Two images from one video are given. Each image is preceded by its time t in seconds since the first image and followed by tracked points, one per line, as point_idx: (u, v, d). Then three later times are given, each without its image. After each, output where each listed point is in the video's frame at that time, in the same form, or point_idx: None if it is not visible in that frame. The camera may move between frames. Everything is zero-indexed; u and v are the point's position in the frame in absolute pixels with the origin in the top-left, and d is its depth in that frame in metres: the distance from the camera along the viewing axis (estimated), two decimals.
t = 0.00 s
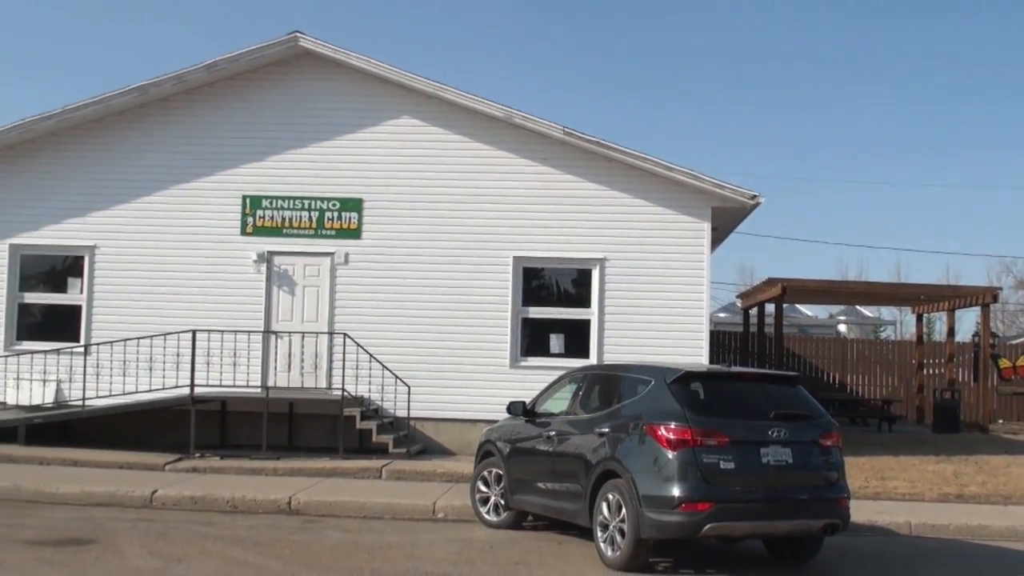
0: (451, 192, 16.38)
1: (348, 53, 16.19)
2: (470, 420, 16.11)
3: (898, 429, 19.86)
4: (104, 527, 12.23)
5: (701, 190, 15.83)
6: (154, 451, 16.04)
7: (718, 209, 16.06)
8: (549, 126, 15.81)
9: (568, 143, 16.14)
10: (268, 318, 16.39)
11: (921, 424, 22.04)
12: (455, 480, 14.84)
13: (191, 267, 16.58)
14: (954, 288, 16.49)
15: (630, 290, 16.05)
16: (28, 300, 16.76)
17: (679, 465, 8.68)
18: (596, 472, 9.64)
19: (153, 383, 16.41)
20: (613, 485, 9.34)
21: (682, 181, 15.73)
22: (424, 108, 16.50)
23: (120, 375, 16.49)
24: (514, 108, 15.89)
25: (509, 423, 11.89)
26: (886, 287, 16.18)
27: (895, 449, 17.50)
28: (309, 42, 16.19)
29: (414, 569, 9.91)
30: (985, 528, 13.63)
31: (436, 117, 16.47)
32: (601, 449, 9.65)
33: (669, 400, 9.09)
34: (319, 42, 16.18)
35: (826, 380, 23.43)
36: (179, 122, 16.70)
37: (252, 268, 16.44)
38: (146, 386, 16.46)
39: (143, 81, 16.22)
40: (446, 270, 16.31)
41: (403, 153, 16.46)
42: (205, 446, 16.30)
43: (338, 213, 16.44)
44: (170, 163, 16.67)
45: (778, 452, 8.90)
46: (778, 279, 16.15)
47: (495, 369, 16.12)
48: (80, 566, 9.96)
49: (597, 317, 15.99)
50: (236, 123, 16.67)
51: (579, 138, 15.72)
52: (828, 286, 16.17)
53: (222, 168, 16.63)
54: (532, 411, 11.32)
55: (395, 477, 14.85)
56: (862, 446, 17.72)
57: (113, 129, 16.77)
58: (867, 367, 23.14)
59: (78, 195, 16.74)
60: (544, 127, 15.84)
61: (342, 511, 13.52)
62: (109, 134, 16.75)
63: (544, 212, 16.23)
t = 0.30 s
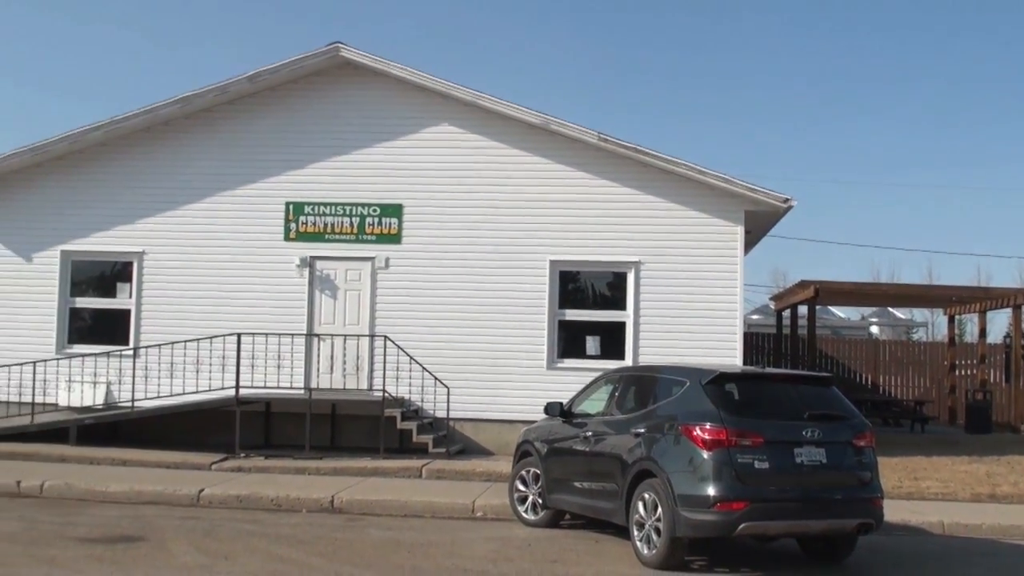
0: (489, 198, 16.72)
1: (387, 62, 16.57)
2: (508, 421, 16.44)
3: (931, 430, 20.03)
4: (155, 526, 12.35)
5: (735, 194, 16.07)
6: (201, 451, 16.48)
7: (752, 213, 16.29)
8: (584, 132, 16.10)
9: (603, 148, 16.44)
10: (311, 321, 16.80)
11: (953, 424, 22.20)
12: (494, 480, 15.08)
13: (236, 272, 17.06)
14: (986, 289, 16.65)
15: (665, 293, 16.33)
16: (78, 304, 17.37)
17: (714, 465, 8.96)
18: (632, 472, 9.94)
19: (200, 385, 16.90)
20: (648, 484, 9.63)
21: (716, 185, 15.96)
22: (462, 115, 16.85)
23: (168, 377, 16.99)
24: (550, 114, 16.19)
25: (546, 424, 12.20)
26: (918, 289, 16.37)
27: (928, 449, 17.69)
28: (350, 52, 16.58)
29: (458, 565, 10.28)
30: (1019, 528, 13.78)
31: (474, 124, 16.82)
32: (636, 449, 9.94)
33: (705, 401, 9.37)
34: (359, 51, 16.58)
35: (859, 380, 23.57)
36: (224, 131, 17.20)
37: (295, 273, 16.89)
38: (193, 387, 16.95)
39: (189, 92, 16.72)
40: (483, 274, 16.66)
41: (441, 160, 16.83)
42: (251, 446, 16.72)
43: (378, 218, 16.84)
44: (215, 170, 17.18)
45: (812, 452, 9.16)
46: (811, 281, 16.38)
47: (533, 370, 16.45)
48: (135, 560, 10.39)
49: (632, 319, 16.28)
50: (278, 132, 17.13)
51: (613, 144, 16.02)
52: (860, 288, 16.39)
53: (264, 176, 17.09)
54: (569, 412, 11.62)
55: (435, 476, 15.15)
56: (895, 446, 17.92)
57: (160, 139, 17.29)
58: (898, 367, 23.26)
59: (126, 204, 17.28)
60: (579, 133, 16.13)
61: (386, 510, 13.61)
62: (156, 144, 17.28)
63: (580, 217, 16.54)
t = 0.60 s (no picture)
0: (528, 201, 16.72)
1: (427, 66, 16.62)
2: (546, 424, 16.43)
3: (975, 435, 19.83)
4: (197, 526, 12.43)
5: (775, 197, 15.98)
6: (242, 453, 16.60)
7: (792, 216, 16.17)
8: (624, 135, 16.07)
9: (642, 152, 16.39)
10: (351, 324, 16.90)
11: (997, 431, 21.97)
12: (532, 483, 15.07)
13: (277, 274, 17.18)
14: None
15: (704, 297, 16.26)
16: (121, 307, 17.57)
17: (755, 470, 8.91)
18: (671, 476, 9.90)
19: (241, 387, 17.03)
20: (688, 488, 9.58)
21: (756, 189, 15.87)
22: (501, 118, 16.87)
23: (209, 378, 17.14)
24: (589, 117, 16.17)
25: (585, 428, 12.18)
26: (961, 292, 16.20)
27: (971, 455, 17.50)
28: (390, 56, 16.65)
29: (495, 568, 10.29)
30: None
31: (513, 128, 16.83)
32: (676, 453, 9.90)
33: (745, 405, 9.32)
34: (399, 55, 16.65)
35: (901, 386, 23.32)
36: (265, 135, 17.33)
37: (335, 276, 16.99)
38: (234, 389, 17.08)
39: (231, 96, 16.86)
40: (523, 277, 16.67)
41: (481, 163, 16.86)
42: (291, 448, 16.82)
43: (418, 221, 16.89)
44: (257, 175, 17.31)
45: (854, 457, 9.09)
46: (852, 285, 16.26)
47: (571, 374, 16.44)
48: (176, 559, 10.48)
49: (671, 323, 16.23)
50: (319, 136, 17.23)
51: (653, 147, 15.97)
52: (902, 292, 16.25)
53: (305, 180, 17.20)
54: (608, 416, 11.60)
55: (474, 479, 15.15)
56: (938, 452, 17.74)
57: (202, 143, 17.45)
58: (941, 373, 23.09)
59: (169, 207, 17.45)
60: (618, 135, 16.10)
61: (424, 512, 13.63)
62: (199, 147, 17.44)
63: (619, 220, 16.52)
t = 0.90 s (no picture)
0: (571, 203, 16.72)
1: (471, 68, 16.65)
2: (589, 427, 16.40)
3: None
4: (241, 525, 12.53)
5: (821, 199, 15.86)
6: (286, 453, 16.71)
7: (837, 219, 16.04)
8: (668, 137, 16.01)
9: (686, 154, 16.32)
10: (395, 325, 16.99)
11: None
12: (574, 486, 15.04)
13: (321, 276, 17.29)
14: None
15: (748, 300, 16.17)
16: (168, 307, 17.74)
17: (799, 475, 8.84)
18: (715, 480, 9.84)
19: (286, 388, 17.15)
20: (732, 492, 9.53)
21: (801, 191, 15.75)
22: (546, 120, 16.87)
23: (254, 379, 17.26)
24: (632, 119, 16.12)
25: (628, 430, 12.15)
26: (1009, 296, 15.99)
27: (1020, 461, 17.27)
28: (435, 59, 16.70)
29: (537, 570, 10.31)
30: None
31: (556, 130, 16.83)
32: (720, 457, 9.84)
33: (790, 409, 9.26)
34: (443, 58, 16.69)
35: (949, 392, 23.12)
36: (311, 138, 17.45)
37: (379, 278, 17.07)
38: (279, 390, 17.20)
39: (277, 99, 16.99)
40: (566, 280, 16.65)
41: (524, 165, 16.87)
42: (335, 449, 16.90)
43: (461, 223, 16.93)
44: (302, 177, 17.43)
45: (900, 462, 9.01)
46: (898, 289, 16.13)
47: (614, 376, 16.40)
48: (220, 558, 10.57)
49: (715, 326, 16.16)
50: (364, 139, 17.32)
51: (697, 149, 15.89)
52: (949, 296, 16.07)
53: (350, 182, 17.30)
54: (651, 419, 11.57)
55: (517, 481, 15.16)
56: (986, 458, 17.53)
57: (248, 145, 17.59)
58: (988, 378, 22.68)
59: (215, 209, 17.61)
60: (661, 137, 16.04)
61: (467, 514, 13.65)
62: (245, 150, 17.59)
63: (663, 222, 16.46)
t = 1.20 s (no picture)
0: (618, 205, 16.69)
1: (517, 71, 16.67)
2: (638, 429, 16.36)
3: None
4: (293, 528, 12.63)
5: (871, 198, 15.71)
6: (337, 456, 16.82)
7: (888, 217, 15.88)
8: (715, 138, 15.93)
9: (734, 154, 16.24)
10: (443, 329, 17.05)
11: None
12: (624, 488, 15.00)
13: (370, 280, 17.38)
14: None
15: (798, 300, 16.06)
16: (219, 312, 17.91)
17: (852, 476, 8.76)
18: (767, 482, 9.78)
19: (336, 392, 17.26)
20: (784, 494, 9.47)
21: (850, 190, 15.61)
22: (592, 122, 16.85)
23: (305, 383, 17.39)
24: (679, 120, 16.06)
25: (678, 432, 12.10)
26: None
27: None
28: (481, 62, 16.75)
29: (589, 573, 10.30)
30: None
31: (603, 131, 16.81)
32: (771, 458, 9.78)
33: (842, 410, 9.18)
34: (489, 61, 16.73)
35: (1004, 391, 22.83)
36: (358, 142, 17.56)
37: (427, 281, 17.14)
38: (329, 394, 17.32)
39: (325, 104, 17.11)
40: (614, 282, 16.63)
41: (571, 167, 16.86)
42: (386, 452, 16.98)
43: (509, 226, 16.95)
44: (350, 181, 17.54)
45: (955, 463, 8.90)
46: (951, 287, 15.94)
47: (663, 378, 16.35)
48: (272, 560, 10.66)
49: (765, 327, 16.06)
50: (411, 143, 17.40)
51: (744, 149, 15.79)
52: (1003, 295, 15.86)
53: (398, 186, 17.38)
54: (701, 421, 11.52)
55: (567, 483, 15.15)
56: None
57: (297, 151, 17.73)
58: None
59: (265, 214, 17.76)
60: (709, 137, 15.96)
61: (518, 516, 13.66)
62: (294, 156, 17.73)
63: (711, 223, 16.38)
